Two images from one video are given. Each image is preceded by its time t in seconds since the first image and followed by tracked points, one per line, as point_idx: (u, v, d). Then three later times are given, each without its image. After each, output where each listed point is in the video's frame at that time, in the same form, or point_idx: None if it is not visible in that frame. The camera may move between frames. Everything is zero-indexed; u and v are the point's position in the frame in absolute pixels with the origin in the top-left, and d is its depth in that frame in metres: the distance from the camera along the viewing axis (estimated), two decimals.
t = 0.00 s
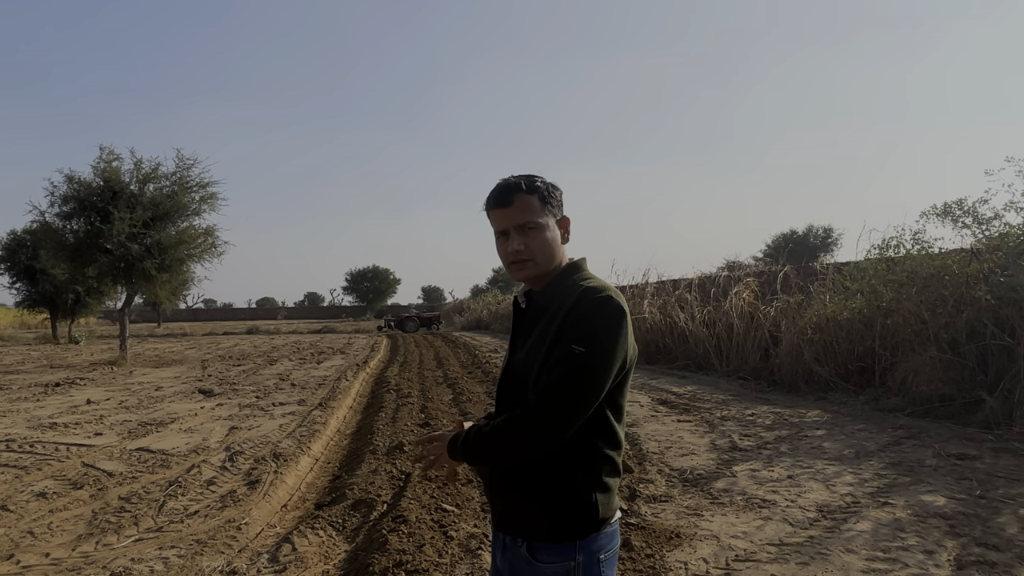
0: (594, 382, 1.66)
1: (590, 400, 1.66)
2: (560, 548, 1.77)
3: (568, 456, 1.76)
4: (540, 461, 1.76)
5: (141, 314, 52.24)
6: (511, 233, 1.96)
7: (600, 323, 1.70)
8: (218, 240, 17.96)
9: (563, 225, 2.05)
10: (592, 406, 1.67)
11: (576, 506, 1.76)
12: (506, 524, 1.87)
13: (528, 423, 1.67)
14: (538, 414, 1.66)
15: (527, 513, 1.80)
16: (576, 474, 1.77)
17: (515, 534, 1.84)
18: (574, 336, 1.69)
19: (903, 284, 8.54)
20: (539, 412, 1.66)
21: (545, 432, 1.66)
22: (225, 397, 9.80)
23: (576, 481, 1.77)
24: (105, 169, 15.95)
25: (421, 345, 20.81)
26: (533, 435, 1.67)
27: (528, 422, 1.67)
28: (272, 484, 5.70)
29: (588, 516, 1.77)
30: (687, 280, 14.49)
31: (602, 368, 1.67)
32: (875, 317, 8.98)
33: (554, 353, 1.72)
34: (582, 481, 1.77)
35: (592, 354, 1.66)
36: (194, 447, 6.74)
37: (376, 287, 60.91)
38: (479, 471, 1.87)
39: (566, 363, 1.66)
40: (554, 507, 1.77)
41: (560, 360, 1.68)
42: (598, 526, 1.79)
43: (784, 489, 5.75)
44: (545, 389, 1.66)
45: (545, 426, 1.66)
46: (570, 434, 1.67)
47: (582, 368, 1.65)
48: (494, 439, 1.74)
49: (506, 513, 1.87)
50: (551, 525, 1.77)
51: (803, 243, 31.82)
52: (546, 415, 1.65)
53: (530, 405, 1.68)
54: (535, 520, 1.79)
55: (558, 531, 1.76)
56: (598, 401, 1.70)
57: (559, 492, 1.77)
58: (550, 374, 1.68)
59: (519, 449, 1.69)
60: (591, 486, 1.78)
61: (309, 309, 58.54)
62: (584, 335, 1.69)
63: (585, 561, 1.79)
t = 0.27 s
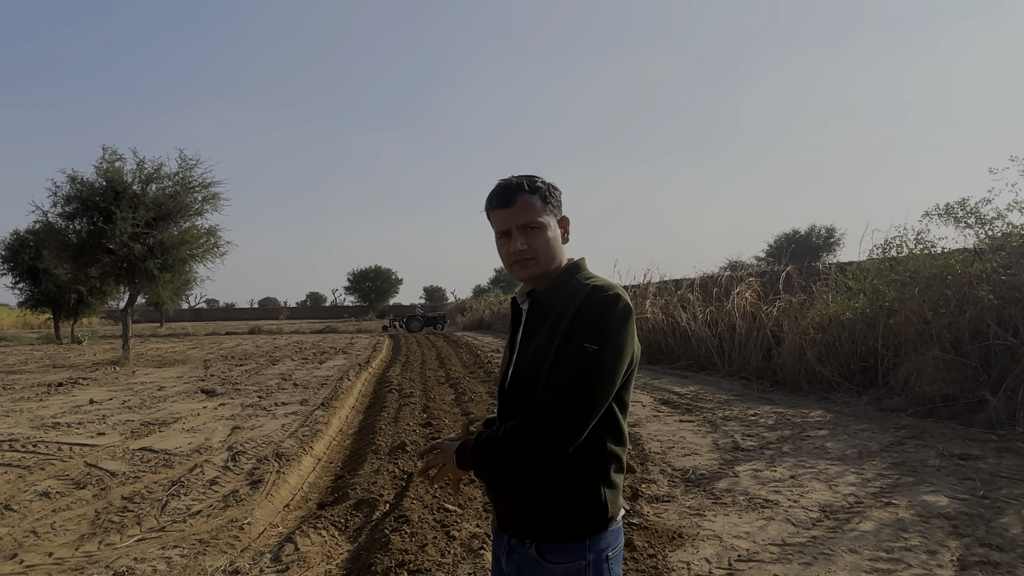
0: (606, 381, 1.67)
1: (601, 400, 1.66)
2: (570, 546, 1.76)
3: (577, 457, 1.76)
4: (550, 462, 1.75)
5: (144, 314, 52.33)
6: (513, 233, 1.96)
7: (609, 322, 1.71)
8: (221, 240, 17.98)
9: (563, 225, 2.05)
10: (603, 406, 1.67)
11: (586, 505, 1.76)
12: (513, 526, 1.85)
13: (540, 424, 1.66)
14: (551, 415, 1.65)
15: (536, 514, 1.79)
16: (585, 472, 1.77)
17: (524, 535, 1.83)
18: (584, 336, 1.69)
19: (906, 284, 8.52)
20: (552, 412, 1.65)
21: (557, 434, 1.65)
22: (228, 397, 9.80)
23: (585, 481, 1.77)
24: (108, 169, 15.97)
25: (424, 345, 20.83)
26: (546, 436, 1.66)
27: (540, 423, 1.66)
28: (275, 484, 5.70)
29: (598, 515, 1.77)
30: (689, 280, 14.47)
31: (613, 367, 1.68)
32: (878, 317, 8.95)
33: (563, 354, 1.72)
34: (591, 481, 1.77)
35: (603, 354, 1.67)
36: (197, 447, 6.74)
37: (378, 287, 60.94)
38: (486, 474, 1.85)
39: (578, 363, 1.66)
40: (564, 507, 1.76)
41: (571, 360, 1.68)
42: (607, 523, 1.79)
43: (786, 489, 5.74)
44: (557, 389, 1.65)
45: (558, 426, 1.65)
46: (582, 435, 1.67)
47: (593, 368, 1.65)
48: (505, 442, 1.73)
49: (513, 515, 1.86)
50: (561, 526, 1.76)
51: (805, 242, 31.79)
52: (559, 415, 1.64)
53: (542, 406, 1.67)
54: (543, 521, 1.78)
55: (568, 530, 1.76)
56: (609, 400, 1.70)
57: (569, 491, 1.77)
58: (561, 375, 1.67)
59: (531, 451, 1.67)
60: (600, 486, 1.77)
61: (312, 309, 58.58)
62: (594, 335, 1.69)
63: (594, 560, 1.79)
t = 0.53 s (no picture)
0: (609, 381, 1.66)
1: (604, 401, 1.66)
2: (572, 548, 1.76)
3: (580, 457, 1.76)
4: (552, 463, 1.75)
5: (146, 314, 52.44)
6: (514, 233, 1.95)
7: (612, 322, 1.71)
8: (222, 241, 18.00)
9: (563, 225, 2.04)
10: (606, 408, 1.67)
11: (588, 506, 1.75)
12: (515, 528, 1.85)
13: (542, 426, 1.66)
14: (554, 416, 1.65)
15: (540, 516, 1.78)
16: (588, 473, 1.76)
17: (526, 537, 1.82)
18: (586, 335, 1.69)
19: (907, 284, 8.51)
20: (556, 413, 1.64)
21: (560, 435, 1.64)
22: (230, 398, 9.80)
23: (588, 481, 1.76)
24: (110, 170, 15.99)
25: (425, 346, 20.82)
26: (549, 437, 1.65)
27: (543, 424, 1.66)
28: (276, 484, 5.70)
29: (601, 516, 1.77)
30: (690, 280, 14.47)
31: (616, 368, 1.68)
32: (879, 317, 8.94)
33: (566, 354, 1.71)
34: (593, 482, 1.77)
35: (606, 354, 1.67)
36: (199, 447, 6.75)
37: (379, 288, 60.96)
38: (488, 475, 1.84)
39: (581, 363, 1.66)
40: (566, 508, 1.76)
41: (573, 360, 1.68)
42: (609, 524, 1.79)
43: (788, 490, 5.73)
44: (560, 390, 1.65)
45: (562, 428, 1.65)
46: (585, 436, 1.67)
47: (596, 369, 1.65)
48: (508, 442, 1.72)
49: (514, 516, 1.85)
50: (564, 528, 1.76)
51: (807, 243, 31.77)
52: (563, 416, 1.64)
53: (545, 406, 1.67)
54: (545, 522, 1.77)
55: (571, 531, 1.75)
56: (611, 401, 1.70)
57: (571, 493, 1.76)
58: (564, 376, 1.67)
59: (533, 452, 1.67)
60: (603, 487, 1.77)
61: (313, 310, 58.60)
62: (596, 335, 1.69)
63: (596, 561, 1.78)
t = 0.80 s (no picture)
0: (609, 382, 1.67)
1: (603, 402, 1.66)
2: (571, 550, 1.76)
3: (579, 460, 1.76)
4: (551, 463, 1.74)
5: (146, 315, 52.46)
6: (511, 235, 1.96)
7: (610, 324, 1.71)
8: (223, 243, 18.01)
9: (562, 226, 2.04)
10: (605, 409, 1.67)
11: (587, 509, 1.76)
12: (513, 530, 1.85)
13: (541, 427, 1.66)
14: (553, 418, 1.65)
15: (538, 518, 1.78)
16: (587, 474, 1.76)
17: (524, 539, 1.82)
18: (585, 338, 1.69)
19: (907, 286, 8.51)
20: (554, 414, 1.65)
21: (559, 437, 1.64)
22: (230, 399, 9.80)
23: (587, 482, 1.76)
24: (110, 171, 16.00)
25: (425, 347, 20.80)
26: (548, 437, 1.65)
27: (542, 425, 1.66)
28: (276, 485, 5.70)
29: (600, 518, 1.77)
30: (690, 282, 14.47)
31: (614, 370, 1.68)
32: (880, 319, 8.93)
33: (565, 355, 1.71)
34: (592, 485, 1.77)
35: (605, 356, 1.67)
36: (199, 449, 6.75)
37: (379, 289, 60.94)
38: (487, 477, 1.84)
39: (579, 364, 1.66)
40: (565, 511, 1.76)
41: (572, 362, 1.68)
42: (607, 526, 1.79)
43: (788, 491, 5.73)
44: (559, 392, 1.66)
45: (561, 429, 1.65)
46: (584, 438, 1.67)
47: (596, 369, 1.65)
48: (507, 443, 1.72)
49: (513, 519, 1.85)
50: (563, 530, 1.76)
51: (807, 244, 31.78)
52: (562, 417, 1.64)
53: (543, 407, 1.67)
54: (543, 524, 1.77)
55: (569, 534, 1.75)
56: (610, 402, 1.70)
57: (570, 495, 1.76)
58: (563, 377, 1.67)
59: (532, 455, 1.67)
60: (601, 490, 1.78)
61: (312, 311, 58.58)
62: (594, 337, 1.69)
63: (594, 563, 1.79)
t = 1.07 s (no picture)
0: (598, 391, 1.67)
1: (592, 410, 1.66)
2: (558, 556, 1.76)
3: (569, 466, 1.76)
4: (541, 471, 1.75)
5: (146, 317, 52.45)
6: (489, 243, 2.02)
7: (600, 332, 1.70)
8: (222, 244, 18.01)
9: (546, 233, 1.96)
10: (594, 417, 1.67)
11: (576, 514, 1.76)
12: (504, 533, 1.86)
13: (530, 435, 1.67)
14: (541, 426, 1.65)
15: (527, 523, 1.78)
16: (578, 481, 1.77)
17: (513, 542, 1.83)
18: (574, 346, 1.69)
19: (906, 287, 8.52)
20: (543, 422, 1.65)
21: (547, 445, 1.65)
22: (229, 401, 9.79)
23: (577, 490, 1.77)
24: (110, 173, 15.99)
25: (424, 349, 20.79)
26: (536, 446, 1.66)
27: (531, 432, 1.67)
28: (276, 487, 5.70)
29: (588, 524, 1.77)
30: (690, 283, 14.48)
31: (603, 378, 1.67)
32: (878, 320, 8.94)
33: (555, 362, 1.72)
34: (582, 491, 1.77)
35: (593, 365, 1.66)
36: (198, 450, 6.74)
37: (378, 290, 60.93)
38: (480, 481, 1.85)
39: (568, 373, 1.66)
40: (553, 516, 1.76)
41: (562, 370, 1.68)
42: (598, 532, 1.79)
43: (787, 493, 5.73)
44: (547, 400, 1.66)
45: (549, 437, 1.65)
46: (572, 446, 1.67)
47: (584, 377, 1.65)
48: (498, 450, 1.73)
49: (503, 523, 1.85)
50: (551, 536, 1.76)
51: (806, 246, 31.81)
52: (550, 425, 1.65)
53: (533, 415, 1.68)
54: (532, 529, 1.78)
55: (556, 539, 1.75)
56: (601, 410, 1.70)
57: (559, 501, 1.76)
58: (552, 386, 1.67)
59: (521, 462, 1.68)
60: (591, 496, 1.78)
61: (312, 313, 58.55)
62: (584, 345, 1.68)
63: (581, 568, 1.78)
